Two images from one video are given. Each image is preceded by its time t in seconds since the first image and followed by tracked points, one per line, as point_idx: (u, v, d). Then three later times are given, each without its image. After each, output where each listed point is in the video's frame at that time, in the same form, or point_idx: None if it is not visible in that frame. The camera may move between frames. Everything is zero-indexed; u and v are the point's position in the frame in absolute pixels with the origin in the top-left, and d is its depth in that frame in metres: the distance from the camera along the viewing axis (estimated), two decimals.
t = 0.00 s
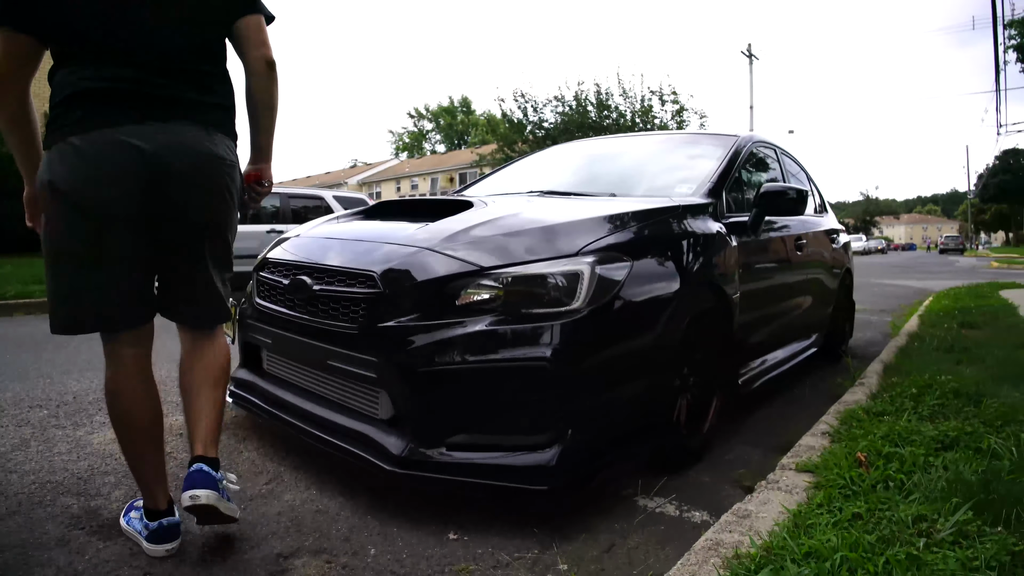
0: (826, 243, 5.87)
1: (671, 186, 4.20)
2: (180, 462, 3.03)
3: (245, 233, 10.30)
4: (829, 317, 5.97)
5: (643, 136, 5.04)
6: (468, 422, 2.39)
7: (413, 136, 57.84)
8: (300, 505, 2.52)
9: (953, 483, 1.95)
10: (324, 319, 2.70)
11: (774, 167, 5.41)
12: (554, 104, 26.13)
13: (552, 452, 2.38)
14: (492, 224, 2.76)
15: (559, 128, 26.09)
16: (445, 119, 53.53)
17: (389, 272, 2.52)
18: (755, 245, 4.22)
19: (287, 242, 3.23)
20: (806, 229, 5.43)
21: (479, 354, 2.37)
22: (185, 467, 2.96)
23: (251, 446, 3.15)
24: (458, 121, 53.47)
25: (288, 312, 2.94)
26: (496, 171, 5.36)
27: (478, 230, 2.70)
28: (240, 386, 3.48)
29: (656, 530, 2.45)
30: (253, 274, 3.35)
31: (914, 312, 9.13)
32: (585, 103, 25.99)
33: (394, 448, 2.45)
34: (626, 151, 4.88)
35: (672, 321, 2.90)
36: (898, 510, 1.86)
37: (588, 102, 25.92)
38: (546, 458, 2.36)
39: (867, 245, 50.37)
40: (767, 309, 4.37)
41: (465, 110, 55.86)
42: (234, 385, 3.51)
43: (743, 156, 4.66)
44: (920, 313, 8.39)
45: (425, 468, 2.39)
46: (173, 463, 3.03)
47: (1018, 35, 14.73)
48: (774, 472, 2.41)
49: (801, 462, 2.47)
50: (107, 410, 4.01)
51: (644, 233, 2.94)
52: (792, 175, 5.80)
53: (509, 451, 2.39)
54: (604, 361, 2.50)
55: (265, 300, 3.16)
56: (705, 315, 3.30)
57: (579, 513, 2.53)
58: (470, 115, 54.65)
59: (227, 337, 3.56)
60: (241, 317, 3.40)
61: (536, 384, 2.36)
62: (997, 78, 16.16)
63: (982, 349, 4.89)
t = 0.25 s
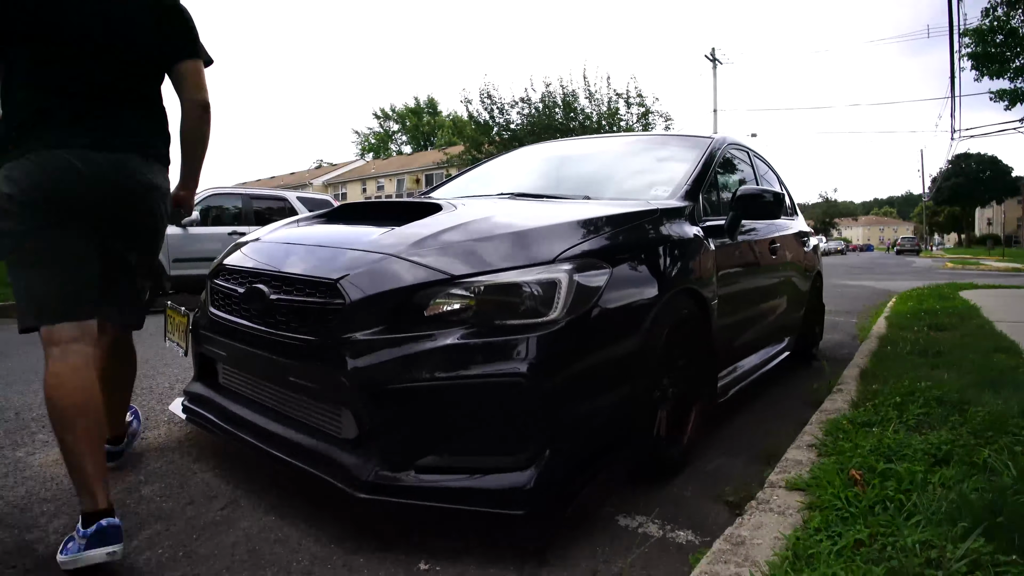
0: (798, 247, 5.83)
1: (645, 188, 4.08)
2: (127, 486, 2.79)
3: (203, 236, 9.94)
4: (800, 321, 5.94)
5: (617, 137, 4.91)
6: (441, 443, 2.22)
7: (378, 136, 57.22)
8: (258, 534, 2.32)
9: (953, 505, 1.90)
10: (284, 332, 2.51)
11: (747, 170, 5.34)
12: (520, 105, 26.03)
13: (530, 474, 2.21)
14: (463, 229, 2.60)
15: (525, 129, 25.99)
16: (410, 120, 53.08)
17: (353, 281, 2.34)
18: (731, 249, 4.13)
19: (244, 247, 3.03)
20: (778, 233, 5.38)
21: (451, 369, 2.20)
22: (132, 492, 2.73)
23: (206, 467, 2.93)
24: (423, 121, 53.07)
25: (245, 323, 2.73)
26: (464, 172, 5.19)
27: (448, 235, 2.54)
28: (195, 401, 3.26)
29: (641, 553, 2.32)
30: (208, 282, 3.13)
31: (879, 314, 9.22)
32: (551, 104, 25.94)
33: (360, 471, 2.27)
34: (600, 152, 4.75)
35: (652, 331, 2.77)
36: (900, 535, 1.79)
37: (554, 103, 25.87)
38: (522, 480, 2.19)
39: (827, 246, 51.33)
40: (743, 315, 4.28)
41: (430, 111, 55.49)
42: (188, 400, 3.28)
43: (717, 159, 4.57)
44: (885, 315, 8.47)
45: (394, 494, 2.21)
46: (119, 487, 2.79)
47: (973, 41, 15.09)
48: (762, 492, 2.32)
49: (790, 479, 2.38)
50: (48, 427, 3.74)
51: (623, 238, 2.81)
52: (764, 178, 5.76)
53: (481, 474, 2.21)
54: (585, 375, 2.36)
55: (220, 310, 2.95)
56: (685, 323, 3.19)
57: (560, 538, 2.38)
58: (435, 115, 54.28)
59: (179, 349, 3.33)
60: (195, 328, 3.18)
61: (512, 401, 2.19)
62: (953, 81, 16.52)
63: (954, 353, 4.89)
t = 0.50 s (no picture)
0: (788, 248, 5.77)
1: (636, 188, 3.99)
2: (94, 503, 2.63)
3: (181, 238, 9.70)
4: (790, 323, 5.88)
5: (606, 136, 4.81)
6: (427, 456, 2.10)
7: (360, 138, 56.86)
8: (234, 554, 2.17)
9: (973, 521, 1.86)
10: (260, 339, 2.37)
11: (737, 170, 5.27)
12: (504, 107, 25.91)
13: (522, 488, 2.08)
14: (451, 229, 2.47)
15: (509, 131, 25.88)
16: (393, 122, 52.82)
17: (333, 285, 2.21)
18: (724, 250, 4.05)
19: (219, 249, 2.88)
20: (769, 234, 5.31)
21: (438, 378, 2.07)
22: (100, 509, 2.57)
23: (180, 481, 2.78)
24: (406, 124, 52.83)
25: (220, 329, 2.59)
26: (449, 172, 5.06)
27: (435, 236, 2.41)
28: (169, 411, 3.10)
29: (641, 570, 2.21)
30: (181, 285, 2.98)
31: (864, 316, 9.21)
32: (535, 106, 25.85)
33: (341, 487, 2.13)
34: (589, 151, 4.65)
35: (647, 335, 2.66)
36: (920, 553, 1.74)
37: (538, 105, 25.78)
38: (514, 495, 2.05)
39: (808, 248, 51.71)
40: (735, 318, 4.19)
41: (413, 113, 55.24)
42: (162, 410, 3.13)
43: (709, 158, 4.49)
44: (872, 317, 8.45)
45: (377, 511, 2.08)
46: (85, 504, 2.63)
47: (953, 45, 15.22)
48: (767, 503, 2.26)
49: (795, 489, 2.32)
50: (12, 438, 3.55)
51: (617, 240, 2.70)
52: (754, 179, 5.69)
53: (472, 489, 2.07)
54: (580, 384, 2.25)
55: (195, 315, 2.81)
56: (680, 327, 3.09)
57: (556, 554, 2.27)
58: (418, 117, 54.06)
59: (151, 356, 3.17)
60: (168, 334, 3.02)
61: (504, 412, 2.06)
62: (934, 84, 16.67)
63: (947, 356, 4.85)
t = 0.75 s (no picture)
0: (785, 248, 5.72)
1: (633, 187, 3.93)
2: (78, 512, 2.55)
3: (172, 240, 9.62)
4: (788, 324, 5.83)
5: (604, 134, 4.76)
6: (423, 462, 2.02)
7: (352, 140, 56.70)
8: (224, 565, 2.10)
9: (990, 528, 1.83)
10: (248, 341, 2.29)
11: (735, 169, 5.22)
12: (498, 108, 25.85)
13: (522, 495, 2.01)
14: (446, 227, 2.40)
15: (503, 132, 25.81)
16: (385, 123, 52.68)
17: (325, 285, 2.13)
18: (723, 250, 3.99)
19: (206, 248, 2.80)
20: (767, 233, 5.27)
21: (435, 381, 2.00)
22: (85, 518, 2.48)
23: (168, 488, 2.70)
24: (398, 125, 52.72)
25: (208, 330, 2.51)
26: (442, 171, 4.98)
27: (430, 234, 2.34)
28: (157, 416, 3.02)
29: None
30: (168, 286, 2.90)
31: (858, 316, 9.20)
32: (529, 107, 25.79)
33: (335, 494, 2.06)
34: (586, 149, 4.60)
35: (647, 337, 2.60)
36: (937, 559, 1.70)
37: (532, 107, 25.72)
38: (514, 501, 1.98)
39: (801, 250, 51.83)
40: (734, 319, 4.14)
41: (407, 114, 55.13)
42: (149, 415, 3.04)
43: (708, 157, 4.44)
44: (868, 317, 8.42)
45: (372, 519, 2.00)
46: (69, 513, 2.54)
47: (947, 46, 15.23)
48: (774, 508, 2.22)
49: (803, 493, 2.27)
50: None
51: (616, 239, 2.64)
52: (751, 178, 5.64)
53: (470, 496, 2.00)
54: (582, 387, 2.18)
55: (182, 317, 2.72)
56: (681, 328, 3.03)
57: (556, 563, 2.20)
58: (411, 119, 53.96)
59: (138, 360, 3.08)
60: (154, 336, 2.94)
61: (503, 416, 1.99)
62: (925, 85, 16.73)
63: (948, 356, 4.81)
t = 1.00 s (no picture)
0: (783, 245, 5.73)
1: (634, 185, 3.94)
2: (78, 511, 2.54)
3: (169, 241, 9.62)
4: (786, 322, 5.84)
5: (603, 132, 4.76)
6: (425, 459, 2.01)
7: (349, 140, 56.69)
8: (225, 563, 2.09)
9: (994, 521, 1.84)
10: (248, 338, 2.28)
11: (733, 167, 5.23)
12: (494, 108, 25.83)
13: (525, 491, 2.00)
14: (447, 224, 2.40)
15: (501, 132, 25.80)
16: (382, 124, 52.67)
17: (325, 281, 2.12)
18: (722, 248, 4.00)
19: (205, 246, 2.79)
20: (765, 231, 5.28)
21: (436, 377, 1.99)
22: (84, 517, 2.47)
23: (168, 487, 2.69)
24: (395, 126, 52.69)
25: (207, 328, 2.49)
26: (443, 170, 4.98)
27: (431, 231, 2.33)
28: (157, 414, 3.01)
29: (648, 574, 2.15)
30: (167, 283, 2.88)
31: (857, 315, 9.22)
32: (525, 107, 25.78)
33: (337, 491, 2.05)
34: (585, 147, 4.60)
35: (649, 333, 2.59)
36: (942, 551, 1.71)
37: (528, 106, 25.72)
38: (517, 498, 1.97)
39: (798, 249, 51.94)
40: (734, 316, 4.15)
41: (403, 114, 55.10)
42: (148, 413, 3.03)
43: (707, 155, 4.44)
44: (866, 315, 8.43)
45: (374, 517, 2.00)
46: (68, 512, 2.53)
47: (943, 45, 15.24)
48: (777, 503, 2.22)
49: (806, 489, 2.28)
50: None
51: (617, 236, 2.64)
52: (750, 176, 5.65)
53: (473, 493, 1.99)
54: (584, 382, 2.18)
55: (181, 314, 2.71)
56: (682, 325, 3.03)
57: (559, 560, 2.20)
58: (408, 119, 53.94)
59: (138, 358, 3.07)
60: (153, 334, 2.93)
61: (505, 413, 1.98)
62: (921, 83, 16.78)
63: (947, 353, 4.82)
